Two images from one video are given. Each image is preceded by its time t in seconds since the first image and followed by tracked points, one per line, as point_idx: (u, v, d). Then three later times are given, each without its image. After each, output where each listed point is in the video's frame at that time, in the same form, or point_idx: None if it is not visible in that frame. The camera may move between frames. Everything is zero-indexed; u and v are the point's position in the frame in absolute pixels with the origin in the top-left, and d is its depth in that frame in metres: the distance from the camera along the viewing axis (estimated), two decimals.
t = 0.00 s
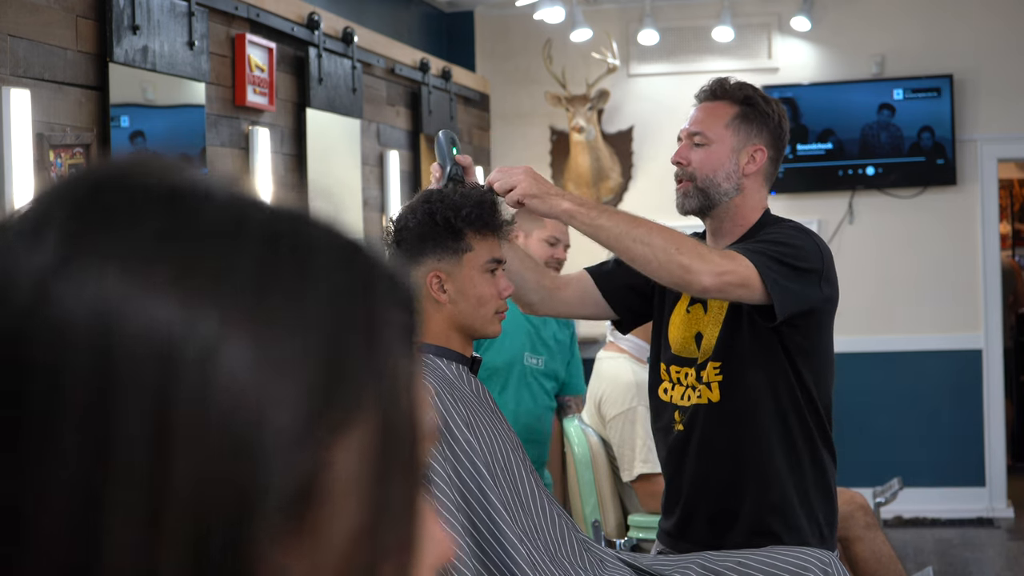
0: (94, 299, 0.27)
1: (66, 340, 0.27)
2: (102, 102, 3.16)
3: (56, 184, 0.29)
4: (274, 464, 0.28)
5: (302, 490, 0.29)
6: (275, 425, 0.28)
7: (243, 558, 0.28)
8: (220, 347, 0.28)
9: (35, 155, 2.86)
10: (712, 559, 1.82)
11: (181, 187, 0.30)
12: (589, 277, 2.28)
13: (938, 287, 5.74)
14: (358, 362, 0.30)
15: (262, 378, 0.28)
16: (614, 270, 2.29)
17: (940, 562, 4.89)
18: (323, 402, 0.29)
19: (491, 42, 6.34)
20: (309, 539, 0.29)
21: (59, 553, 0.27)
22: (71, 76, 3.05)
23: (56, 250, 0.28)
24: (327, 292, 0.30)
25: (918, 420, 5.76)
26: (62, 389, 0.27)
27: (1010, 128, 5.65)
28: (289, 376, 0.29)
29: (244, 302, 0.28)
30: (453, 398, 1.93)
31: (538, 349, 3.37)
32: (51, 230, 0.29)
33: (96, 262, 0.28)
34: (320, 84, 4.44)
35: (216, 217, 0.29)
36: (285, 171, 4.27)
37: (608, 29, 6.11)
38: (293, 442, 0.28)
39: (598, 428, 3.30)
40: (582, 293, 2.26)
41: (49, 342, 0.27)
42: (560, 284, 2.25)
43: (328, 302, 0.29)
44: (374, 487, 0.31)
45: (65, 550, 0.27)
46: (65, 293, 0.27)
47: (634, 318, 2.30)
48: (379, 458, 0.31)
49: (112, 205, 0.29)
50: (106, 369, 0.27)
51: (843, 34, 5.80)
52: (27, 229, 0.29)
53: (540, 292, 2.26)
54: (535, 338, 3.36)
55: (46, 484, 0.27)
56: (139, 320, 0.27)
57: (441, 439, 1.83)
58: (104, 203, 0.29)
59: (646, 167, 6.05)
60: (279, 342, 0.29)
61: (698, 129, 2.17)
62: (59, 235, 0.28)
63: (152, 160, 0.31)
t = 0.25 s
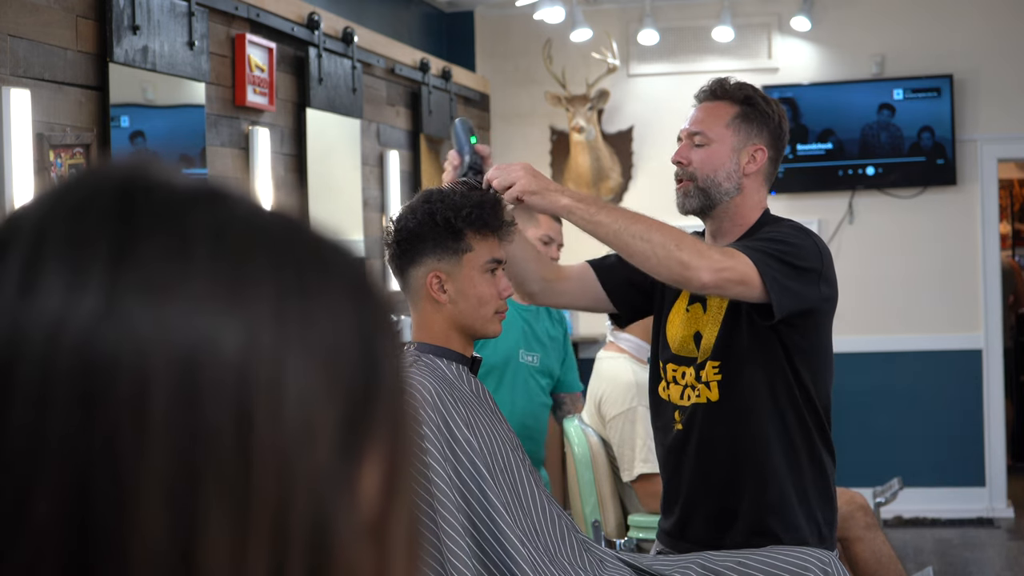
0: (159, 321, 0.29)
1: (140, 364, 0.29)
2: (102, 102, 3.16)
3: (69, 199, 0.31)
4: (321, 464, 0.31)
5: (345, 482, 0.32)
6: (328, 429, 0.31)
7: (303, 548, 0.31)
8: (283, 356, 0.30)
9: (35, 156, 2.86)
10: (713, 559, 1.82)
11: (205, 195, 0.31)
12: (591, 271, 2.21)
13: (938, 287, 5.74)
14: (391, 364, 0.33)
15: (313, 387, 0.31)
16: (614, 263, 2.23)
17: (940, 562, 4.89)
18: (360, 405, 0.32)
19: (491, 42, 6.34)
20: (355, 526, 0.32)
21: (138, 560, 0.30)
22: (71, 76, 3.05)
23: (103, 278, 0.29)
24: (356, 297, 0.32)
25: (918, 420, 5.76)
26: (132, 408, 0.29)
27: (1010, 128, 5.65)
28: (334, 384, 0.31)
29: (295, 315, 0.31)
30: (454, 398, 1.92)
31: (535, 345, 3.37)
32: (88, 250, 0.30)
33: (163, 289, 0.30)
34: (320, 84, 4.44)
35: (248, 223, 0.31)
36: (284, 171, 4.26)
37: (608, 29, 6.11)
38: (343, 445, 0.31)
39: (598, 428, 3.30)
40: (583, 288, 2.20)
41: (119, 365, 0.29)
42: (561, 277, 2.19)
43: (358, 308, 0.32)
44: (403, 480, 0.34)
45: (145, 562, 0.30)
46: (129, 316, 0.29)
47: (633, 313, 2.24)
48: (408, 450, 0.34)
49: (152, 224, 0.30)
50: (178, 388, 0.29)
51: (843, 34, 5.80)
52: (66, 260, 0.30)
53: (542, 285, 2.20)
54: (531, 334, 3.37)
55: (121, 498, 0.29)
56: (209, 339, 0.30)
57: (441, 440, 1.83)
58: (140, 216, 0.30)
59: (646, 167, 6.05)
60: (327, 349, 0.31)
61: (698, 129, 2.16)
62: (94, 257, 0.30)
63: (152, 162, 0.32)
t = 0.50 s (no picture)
0: (159, 321, 0.33)
1: (141, 362, 0.33)
2: (102, 102, 3.16)
3: (68, 197, 0.35)
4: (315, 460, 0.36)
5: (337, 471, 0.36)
6: (326, 429, 0.36)
7: (300, 536, 0.36)
8: (283, 356, 0.35)
9: (35, 155, 2.86)
10: (712, 560, 1.82)
11: (202, 194, 0.36)
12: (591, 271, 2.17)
13: (938, 287, 5.74)
14: (382, 369, 0.38)
15: (311, 387, 0.36)
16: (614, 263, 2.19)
17: (940, 562, 4.89)
18: (354, 404, 0.37)
19: (491, 42, 6.34)
20: (354, 526, 0.37)
21: (143, 545, 0.34)
22: (71, 76, 3.05)
23: (105, 277, 0.34)
24: (346, 305, 0.37)
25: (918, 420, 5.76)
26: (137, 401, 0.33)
27: (1010, 128, 5.65)
28: (329, 387, 0.36)
29: (291, 317, 0.35)
30: (453, 398, 1.92)
31: (534, 345, 3.39)
32: (94, 250, 0.34)
33: (165, 290, 0.34)
34: (320, 84, 4.44)
35: (247, 224, 0.36)
36: (284, 171, 4.26)
37: (608, 29, 6.10)
38: (340, 443, 0.36)
39: (598, 428, 3.30)
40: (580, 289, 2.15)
41: (124, 362, 0.33)
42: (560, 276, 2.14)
43: (348, 316, 0.37)
44: (391, 482, 0.39)
45: (150, 561, 0.34)
46: (130, 316, 0.33)
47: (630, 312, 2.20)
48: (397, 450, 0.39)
49: (150, 221, 0.35)
50: (183, 386, 0.34)
51: (842, 34, 5.80)
52: (67, 258, 0.34)
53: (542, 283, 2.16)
54: (529, 335, 3.38)
55: (125, 482, 0.34)
56: (211, 339, 0.34)
57: (441, 440, 1.83)
58: (139, 213, 0.35)
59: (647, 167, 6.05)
60: (322, 350, 0.36)
61: (697, 128, 2.16)
62: (98, 253, 0.34)
63: (150, 162, 0.37)
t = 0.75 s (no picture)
0: (158, 319, 0.33)
1: (136, 363, 0.33)
2: (102, 103, 3.15)
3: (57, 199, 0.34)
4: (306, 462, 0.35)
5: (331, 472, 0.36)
6: (325, 428, 0.36)
7: (293, 541, 0.35)
8: (280, 359, 0.35)
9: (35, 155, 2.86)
10: (712, 559, 1.82)
11: (198, 194, 0.36)
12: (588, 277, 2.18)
13: (939, 287, 5.74)
14: (378, 370, 0.37)
15: (309, 385, 0.35)
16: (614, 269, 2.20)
17: (940, 562, 4.88)
18: (351, 408, 0.36)
19: (491, 42, 6.34)
20: (351, 527, 0.37)
21: (135, 550, 0.33)
22: (71, 76, 3.05)
23: (98, 274, 0.33)
24: (342, 307, 0.37)
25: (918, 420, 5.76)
26: (131, 404, 0.33)
27: (1010, 128, 5.65)
28: (326, 389, 0.36)
29: (289, 317, 0.35)
30: (454, 398, 1.93)
31: (536, 346, 3.39)
32: (87, 251, 0.34)
33: (162, 288, 0.33)
34: (320, 84, 4.44)
35: (238, 221, 0.36)
36: (284, 171, 4.27)
37: (608, 29, 6.10)
38: (336, 446, 0.36)
39: (598, 428, 3.30)
40: (579, 293, 2.17)
41: (118, 363, 0.33)
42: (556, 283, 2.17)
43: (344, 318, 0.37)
44: (387, 483, 0.38)
45: (143, 560, 0.33)
46: (125, 314, 0.33)
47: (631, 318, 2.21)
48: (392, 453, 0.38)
49: (146, 221, 0.35)
50: (177, 386, 0.33)
51: (842, 34, 5.80)
52: (61, 257, 0.33)
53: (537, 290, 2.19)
54: (531, 334, 3.38)
55: (115, 493, 0.33)
56: (208, 340, 0.33)
57: (441, 441, 1.83)
58: (136, 211, 0.35)
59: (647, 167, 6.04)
60: (321, 349, 0.36)
61: (696, 127, 2.16)
62: (93, 248, 0.34)
63: (144, 160, 0.36)
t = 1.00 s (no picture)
0: (160, 322, 0.33)
1: (139, 365, 0.33)
2: (102, 102, 3.16)
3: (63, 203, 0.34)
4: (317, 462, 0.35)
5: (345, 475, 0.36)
6: (332, 431, 0.35)
7: (303, 542, 0.35)
8: (284, 364, 0.34)
9: (35, 155, 2.87)
10: (712, 559, 1.82)
11: (200, 194, 0.36)
12: (586, 273, 2.23)
13: (938, 286, 5.74)
14: (388, 371, 0.37)
15: (316, 389, 0.35)
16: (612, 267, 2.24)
17: (940, 562, 4.88)
18: (359, 411, 0.36)
19: (491, 42, 6.34)
20: (359, 532, 0.37)
21: (140, 561, 0.33)
22: (71, 76, 3.05)
23: (103, 278, 0.33)
24: (352, 310, 0.36)
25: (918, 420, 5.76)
26: (133, 408, 0.33)
27: (1010, 128, 5.65)
28: (335, 389, 0.36)
29: (294, 315, 0.35)
30: (453, 399, 1.93)
31: (539, 345, 3.39)
32: (90, 255, 0.33)
33: (166, 289, 0.33)
34: (320, 84, 4.44)
35: (246, 221, 0.36)
36: (284, 170, 4.27)
37: (608, 29, 6.10)
38: (345, 446, 0.36)
39: (598, 428, 3.30)
40: (576, 287, 2.23)
41: (119, 367, 0.33)
42: (551, 279, 2.24)
43: (352, 321, 0.36)
44: (400, 480, 0.38)
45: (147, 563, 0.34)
46: (129, 317, 0.33)
47: (629, 315, 2.25)
48: (403, 454, 0.38)
49: (149, 227, 0.34)
50: (182, 391, 0.33)
51: (842, 34, 5.80)
52: (65, 259, 0.33)
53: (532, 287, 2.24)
54: (534, 334, 3.38)
55: (120, 505, 0.33)
56: (211, 340, 0.33)
57: (442, 442, 1.83)
58: (138, 216, 0.34)
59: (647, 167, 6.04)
60: (326, 354, 0.35)
61: (692, 128, 2.16)
62: (98, 255, 0.33)
63: (150, 161, 0.36)
